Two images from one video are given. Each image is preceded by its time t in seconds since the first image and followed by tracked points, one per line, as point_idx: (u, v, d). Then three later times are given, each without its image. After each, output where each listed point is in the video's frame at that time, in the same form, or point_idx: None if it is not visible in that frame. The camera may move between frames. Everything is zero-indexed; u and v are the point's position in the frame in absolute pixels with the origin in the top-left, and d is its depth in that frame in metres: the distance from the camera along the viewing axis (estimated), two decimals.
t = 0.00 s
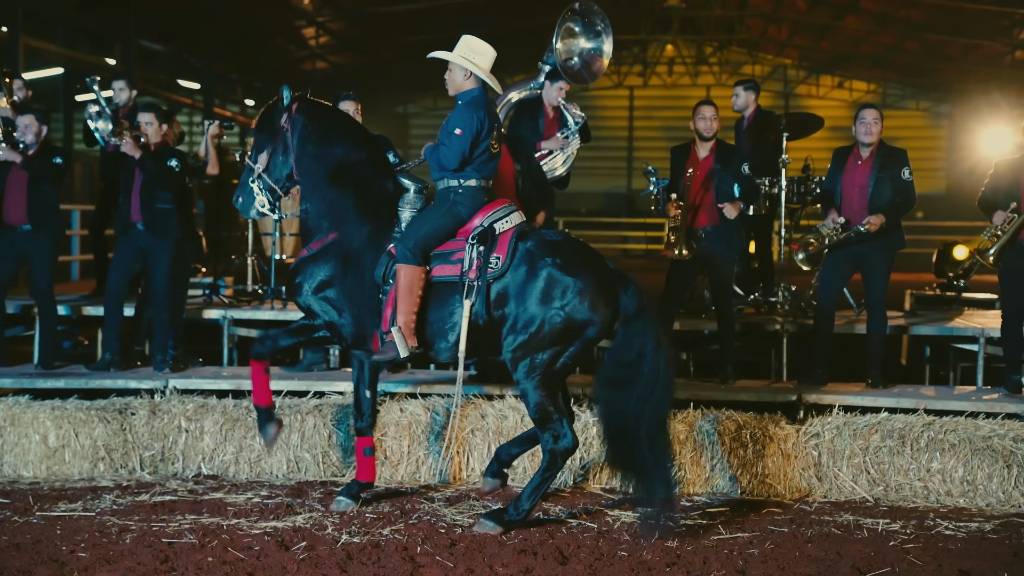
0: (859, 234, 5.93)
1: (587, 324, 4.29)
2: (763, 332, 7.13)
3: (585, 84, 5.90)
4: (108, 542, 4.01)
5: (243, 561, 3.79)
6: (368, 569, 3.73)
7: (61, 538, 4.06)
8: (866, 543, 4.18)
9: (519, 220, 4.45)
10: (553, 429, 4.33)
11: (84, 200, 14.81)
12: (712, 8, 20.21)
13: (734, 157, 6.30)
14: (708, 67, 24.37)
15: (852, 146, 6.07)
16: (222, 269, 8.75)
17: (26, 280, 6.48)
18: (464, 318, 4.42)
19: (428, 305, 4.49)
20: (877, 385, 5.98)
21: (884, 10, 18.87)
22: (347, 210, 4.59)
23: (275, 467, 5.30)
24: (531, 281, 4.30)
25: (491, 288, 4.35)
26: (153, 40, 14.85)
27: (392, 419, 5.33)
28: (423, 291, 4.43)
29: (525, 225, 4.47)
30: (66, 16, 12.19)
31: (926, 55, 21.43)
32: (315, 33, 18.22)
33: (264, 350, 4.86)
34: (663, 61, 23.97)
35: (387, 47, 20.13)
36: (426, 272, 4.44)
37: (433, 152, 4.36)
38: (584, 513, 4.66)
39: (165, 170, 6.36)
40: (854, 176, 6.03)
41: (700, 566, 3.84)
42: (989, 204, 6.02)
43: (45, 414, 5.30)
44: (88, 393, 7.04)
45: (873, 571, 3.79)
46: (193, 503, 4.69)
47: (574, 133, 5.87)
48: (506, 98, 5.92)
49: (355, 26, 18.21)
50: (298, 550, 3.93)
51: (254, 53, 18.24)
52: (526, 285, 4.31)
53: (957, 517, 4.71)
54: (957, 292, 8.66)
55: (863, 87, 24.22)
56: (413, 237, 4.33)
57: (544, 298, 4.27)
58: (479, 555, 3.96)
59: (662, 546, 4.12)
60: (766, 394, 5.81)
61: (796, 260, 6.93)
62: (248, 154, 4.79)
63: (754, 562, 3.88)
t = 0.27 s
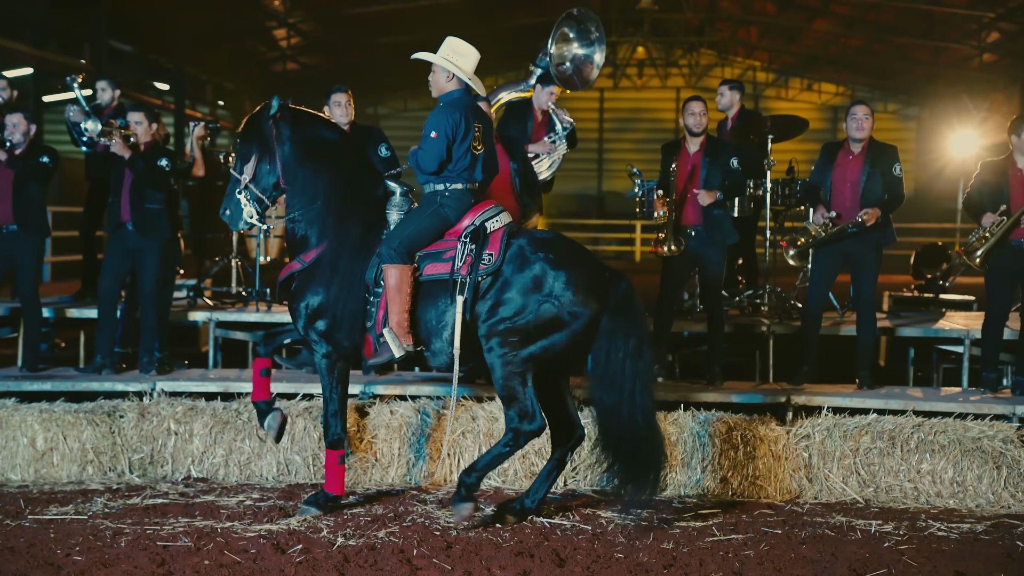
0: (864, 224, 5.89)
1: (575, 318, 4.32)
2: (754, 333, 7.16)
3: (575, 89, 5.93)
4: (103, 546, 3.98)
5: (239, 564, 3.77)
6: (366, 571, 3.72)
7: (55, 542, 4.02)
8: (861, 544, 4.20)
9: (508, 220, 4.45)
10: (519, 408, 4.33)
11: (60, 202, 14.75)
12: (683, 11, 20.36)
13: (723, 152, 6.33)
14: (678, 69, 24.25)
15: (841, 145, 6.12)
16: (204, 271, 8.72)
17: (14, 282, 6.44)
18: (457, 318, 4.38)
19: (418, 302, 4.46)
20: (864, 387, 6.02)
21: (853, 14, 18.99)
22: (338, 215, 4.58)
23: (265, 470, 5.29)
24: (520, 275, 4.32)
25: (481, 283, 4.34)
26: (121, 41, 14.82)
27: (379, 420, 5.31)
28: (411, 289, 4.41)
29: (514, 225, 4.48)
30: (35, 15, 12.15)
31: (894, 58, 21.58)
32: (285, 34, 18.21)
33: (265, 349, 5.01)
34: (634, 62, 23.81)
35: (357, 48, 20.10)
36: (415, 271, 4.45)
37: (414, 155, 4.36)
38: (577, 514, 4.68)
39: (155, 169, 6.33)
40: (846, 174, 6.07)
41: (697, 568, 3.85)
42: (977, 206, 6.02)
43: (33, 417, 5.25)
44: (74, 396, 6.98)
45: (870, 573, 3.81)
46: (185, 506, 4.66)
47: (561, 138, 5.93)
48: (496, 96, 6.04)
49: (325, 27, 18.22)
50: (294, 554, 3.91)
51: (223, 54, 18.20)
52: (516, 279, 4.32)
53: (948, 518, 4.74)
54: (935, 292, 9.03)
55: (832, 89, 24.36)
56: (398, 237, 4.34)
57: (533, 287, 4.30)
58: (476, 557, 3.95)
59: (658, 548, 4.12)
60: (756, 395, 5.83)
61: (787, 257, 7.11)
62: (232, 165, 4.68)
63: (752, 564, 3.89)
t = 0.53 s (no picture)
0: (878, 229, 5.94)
1: (575, 319, 4.34)
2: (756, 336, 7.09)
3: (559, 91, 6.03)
4: (101, 550, 3.97)
5: (239, 568, 3.76)
6: (366, 574, 3.71)
7: (52, 546, 4.00)
8: (858, 546, 4.22)
9: (503, 219, 4.46)
10: (536, 425, 4.33)
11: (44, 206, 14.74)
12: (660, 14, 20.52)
13: (715, 163, 6.39)
14: (654, 73, 24.73)
15: (823, 146, 6.14)
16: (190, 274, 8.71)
17: None
18: (456, 319, 4.40)
19: (421, 307, 4.43)
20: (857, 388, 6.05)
21: (828, 17, 19.14)
22: (331, 222, 4.54)
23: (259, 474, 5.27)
24: (519, 277, 4.32)
25: (480, 287, 4.36)
26: (98, 42, 14.84)
27: (375, 423, 5.30)
28: (419, 292, 4.36)
29: (510, 224, 4.49)
30: (12, 17, 12.20)
31: (868, 61, 21.76)
32: (260, 36, 18.27)
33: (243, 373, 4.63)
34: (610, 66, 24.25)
35: (335, 51, 20.15)
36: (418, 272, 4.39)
37: (420, 156, 4.36)
38: (573, 516, 4.68)
39: (145, 174, 6.33)
40: (833, 176, 6.11)
41: (696, 570, 3.85)
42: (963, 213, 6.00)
43: (25, 421, 5.23)
44: (64, 400, 6.95)
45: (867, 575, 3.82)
46: (181, 510, 4.64)
47: (547, 141, 6.04)
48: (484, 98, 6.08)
49: (302, 29, 18.24)
50: (293, 557, 3.91)
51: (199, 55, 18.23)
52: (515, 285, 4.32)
53: (943, 520, 4.77)
54: (917, 293, 8.89)
55: (807, 92, 24.88)
56: (406, 237, 4.28)
57: (534, 294, 4.30)
58: (476, 560, 3.95)
59: (658, 551, 4.12)
60: (749, 397, 5.86)
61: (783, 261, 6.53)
62: (226, 162, 4.67)
63: (750, 566, 3.91)
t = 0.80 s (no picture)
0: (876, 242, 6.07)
1: (571, 328, 4.31)
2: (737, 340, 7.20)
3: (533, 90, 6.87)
4: (105, 555, 3.95)
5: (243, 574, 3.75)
6: None
7: (55, 552, 3.99)
8: (861, 549, 4.22)
9: (503, 227, 4.46)
10: (539, 433, 4.33)
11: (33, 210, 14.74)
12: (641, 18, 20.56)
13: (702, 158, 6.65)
14: (638, 77, 24.73)
15: (804, 155, 6.17)
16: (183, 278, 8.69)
17: None
18: (453, 324, 4.40)
19: (410, 309, 4.48)
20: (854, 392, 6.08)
21: (808, 20, 19.20)
22: (329, 223, 4.53)
23: (258, 478, 5.26)
24: (515, 288, 4.32)
25: (476, 293, 4.36)
26: (80, 46, 14.82)
27: (373, 428, 5.31)
28: (406, 297, 4.42)
29: (510, 232, 4.49)
30: None
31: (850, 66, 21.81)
32: (242, 39, 18.25)
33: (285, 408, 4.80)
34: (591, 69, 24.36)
35: (319, 53, 20.13)
36: (409, 279, 4.44)
37: (412, 160, 4.35)
38: (576, 521, 4.68)
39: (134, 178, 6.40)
40: (821, 182, 6.10)
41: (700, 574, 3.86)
42: (956, 221, 6.02)
43: (23, 427, 5.22)
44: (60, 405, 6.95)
45: None
46: (182, 515, 4.64)
47: (528, 141, 6.48)
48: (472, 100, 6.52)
49: (286, 33, 18.23)
50: (297, 562, 3.90)
51: (182, 58, 18.16)
52: (510, 290, 4.33)
53: (944, 523, 4.77)
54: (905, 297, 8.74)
55: (788, 96, 24.82)
56: (392, 246, 4.35)
57: (530, 302, 4.29)
58: (481, 564, 3.95)
59: (661, 555, 4.13)
60: (747, 401, 5.87)
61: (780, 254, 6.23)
62: (222, 168, 4.69)
63: (754, 570, 3.90)
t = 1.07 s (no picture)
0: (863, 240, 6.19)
1: (571, 337, 4.35)
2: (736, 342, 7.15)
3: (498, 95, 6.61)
4: (104, 560, 3.94)
5: None
6: None
7: (55, 556, 3.98)
8: (860, 552, 4.23)
9: (502, 233, 4.50)
10: (524, 433, 4.31)
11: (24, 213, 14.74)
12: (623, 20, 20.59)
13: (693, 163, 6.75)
14: (617, 78, 24.74)
15: (794, 153, 6.18)
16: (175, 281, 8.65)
17: None
18: (450, 327, 4.44)
19: (422, 312, 4.46)
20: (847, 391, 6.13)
21: (790, 23, 19.24)
22: (322, 227, 4.51)
23: (254, 482, 5.26)
24: (517, 289, 4.34)
25: (479, 297, 4.37)
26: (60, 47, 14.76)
27: (368, 431, 5.34)
28: (416, 296, 4.39)
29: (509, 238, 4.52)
30: None
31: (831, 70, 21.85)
32: (225, 41, 18.20)
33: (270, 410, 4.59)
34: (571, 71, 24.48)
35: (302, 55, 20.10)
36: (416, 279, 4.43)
37: (412, 169, 4.37)
38: (575, 523, 4.68)
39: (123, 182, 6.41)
40: (812, 183, 6.14)
41: None
42: (946, 216, 6.07)
43: (18, 430, 5.19)
44: (53, 410, 6.93)
45: None
46: (180, 519, 4.63)
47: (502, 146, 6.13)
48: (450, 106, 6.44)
49: (268, 35, 18.21)
50: (298, 566, 3.89)
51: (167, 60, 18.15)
52: (512, 292, 4.34)
53: (942, 524, 4.79)
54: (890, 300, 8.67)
55: (769, 100, 24.81)
56: (399, 245, 4.33)
57: (531, 310, 4.31)
58: (481, 567, 3.95)
59: (661, 557, 4.13)
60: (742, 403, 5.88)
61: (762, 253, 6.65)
62: (221, 167, 4.75)
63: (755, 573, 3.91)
